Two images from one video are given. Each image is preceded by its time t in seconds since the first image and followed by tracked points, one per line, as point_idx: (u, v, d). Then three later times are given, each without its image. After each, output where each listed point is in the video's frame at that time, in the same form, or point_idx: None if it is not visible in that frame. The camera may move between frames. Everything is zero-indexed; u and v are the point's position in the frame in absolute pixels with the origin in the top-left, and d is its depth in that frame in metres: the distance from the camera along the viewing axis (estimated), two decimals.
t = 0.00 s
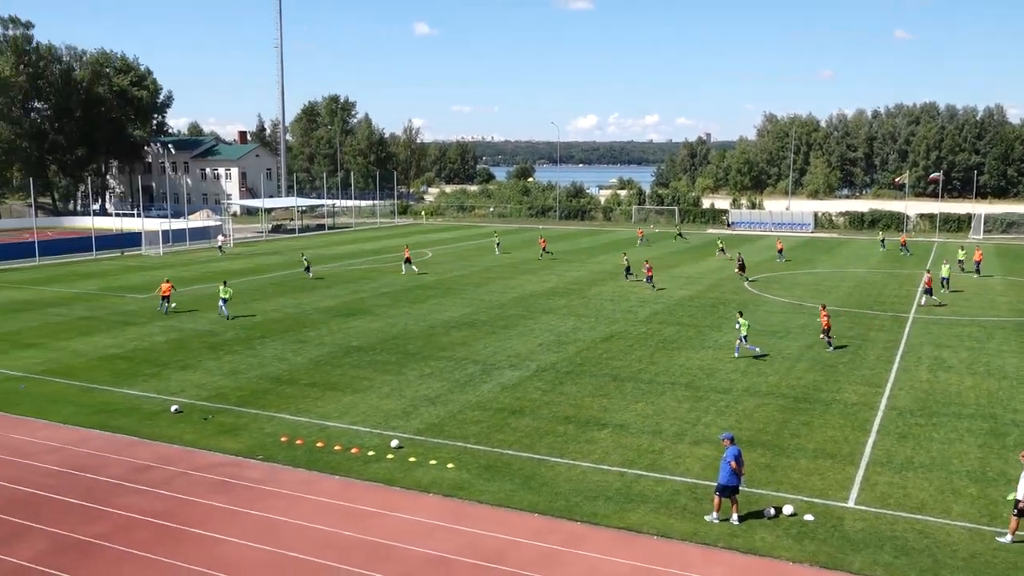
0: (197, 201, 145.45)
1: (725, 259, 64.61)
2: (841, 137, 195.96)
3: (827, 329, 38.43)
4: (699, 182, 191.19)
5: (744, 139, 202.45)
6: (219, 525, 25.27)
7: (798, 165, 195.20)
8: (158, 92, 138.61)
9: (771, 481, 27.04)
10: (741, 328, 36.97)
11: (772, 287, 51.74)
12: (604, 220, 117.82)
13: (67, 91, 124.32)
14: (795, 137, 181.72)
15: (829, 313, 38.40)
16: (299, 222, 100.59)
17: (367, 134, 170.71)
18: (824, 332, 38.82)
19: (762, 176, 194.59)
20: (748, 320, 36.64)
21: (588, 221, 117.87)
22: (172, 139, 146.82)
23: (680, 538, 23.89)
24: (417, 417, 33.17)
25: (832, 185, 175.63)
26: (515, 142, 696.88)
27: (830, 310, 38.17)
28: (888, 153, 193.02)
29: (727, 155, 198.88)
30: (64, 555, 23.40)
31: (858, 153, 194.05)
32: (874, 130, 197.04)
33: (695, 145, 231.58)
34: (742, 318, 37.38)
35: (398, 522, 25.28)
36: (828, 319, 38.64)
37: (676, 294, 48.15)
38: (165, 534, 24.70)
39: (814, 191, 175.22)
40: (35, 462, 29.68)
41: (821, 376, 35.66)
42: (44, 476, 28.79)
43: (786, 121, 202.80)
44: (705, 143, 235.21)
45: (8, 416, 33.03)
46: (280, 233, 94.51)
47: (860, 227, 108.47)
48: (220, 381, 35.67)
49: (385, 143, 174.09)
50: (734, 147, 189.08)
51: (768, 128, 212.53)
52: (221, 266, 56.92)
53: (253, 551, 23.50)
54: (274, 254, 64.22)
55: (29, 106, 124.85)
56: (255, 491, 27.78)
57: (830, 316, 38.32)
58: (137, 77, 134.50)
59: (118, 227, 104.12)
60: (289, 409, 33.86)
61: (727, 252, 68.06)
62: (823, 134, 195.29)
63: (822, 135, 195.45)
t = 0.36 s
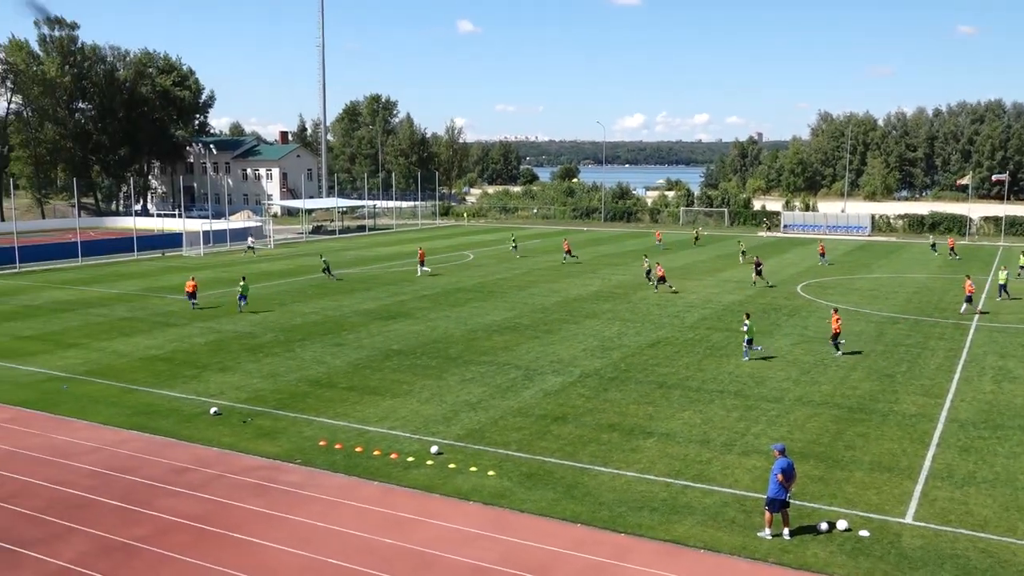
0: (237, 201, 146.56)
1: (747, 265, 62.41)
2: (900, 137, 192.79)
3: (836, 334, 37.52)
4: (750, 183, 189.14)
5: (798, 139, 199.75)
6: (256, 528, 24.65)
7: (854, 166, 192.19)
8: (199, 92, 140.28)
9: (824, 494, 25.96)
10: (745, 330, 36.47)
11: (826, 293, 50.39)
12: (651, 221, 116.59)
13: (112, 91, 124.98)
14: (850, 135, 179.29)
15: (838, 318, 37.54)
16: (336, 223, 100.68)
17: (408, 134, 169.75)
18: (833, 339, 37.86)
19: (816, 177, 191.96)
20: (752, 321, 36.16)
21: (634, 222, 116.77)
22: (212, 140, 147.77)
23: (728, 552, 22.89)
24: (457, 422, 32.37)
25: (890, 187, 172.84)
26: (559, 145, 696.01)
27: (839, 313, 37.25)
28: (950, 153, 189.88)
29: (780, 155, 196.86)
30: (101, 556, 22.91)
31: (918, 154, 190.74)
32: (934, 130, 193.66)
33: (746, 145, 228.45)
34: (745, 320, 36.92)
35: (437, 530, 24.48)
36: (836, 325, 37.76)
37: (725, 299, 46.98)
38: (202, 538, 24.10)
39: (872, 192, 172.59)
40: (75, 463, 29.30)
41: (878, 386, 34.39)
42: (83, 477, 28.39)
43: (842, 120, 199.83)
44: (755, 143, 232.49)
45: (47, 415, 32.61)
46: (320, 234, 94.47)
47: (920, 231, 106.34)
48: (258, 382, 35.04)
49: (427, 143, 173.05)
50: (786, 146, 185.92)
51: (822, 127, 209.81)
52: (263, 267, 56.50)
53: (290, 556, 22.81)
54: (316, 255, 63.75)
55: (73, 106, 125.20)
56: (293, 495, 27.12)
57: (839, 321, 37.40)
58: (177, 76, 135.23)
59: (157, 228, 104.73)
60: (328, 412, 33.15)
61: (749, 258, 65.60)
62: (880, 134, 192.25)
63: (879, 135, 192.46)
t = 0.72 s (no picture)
0: (269, 198, 145.47)
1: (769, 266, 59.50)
2: (970, 131, 186.82)
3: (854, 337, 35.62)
4: (811, 181, 186.66)
5: (861, 134, 194.69)
6: (284, 539, 23.25)
7: (919, 162, 186.85)
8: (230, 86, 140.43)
9: (885, 513, 24.08)
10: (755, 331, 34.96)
11: (887, 298, 48.15)
12: (701, 221, 113.94)
13: (141, 86, 124.80)
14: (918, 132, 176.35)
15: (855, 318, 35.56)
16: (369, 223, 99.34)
17: (445, 129, 169.73)
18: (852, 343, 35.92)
19: (877, 174, 186.98)
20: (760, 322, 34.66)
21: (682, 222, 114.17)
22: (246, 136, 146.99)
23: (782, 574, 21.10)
24: (495, 432, 30.80)
25: (959, 185, 167.36)
26: (609, 145, 692.26)
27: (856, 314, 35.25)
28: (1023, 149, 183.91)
29: (842, 150, 193.64)
30: (122, 565, 21.65)
31: (990, 149, 184.70)
32: (1007, 123, 187.20)
33: (804, 141, 222.77)
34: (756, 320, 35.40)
35: (474, 545, 22.92)
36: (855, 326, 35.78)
37: (777, 303, 45.05)
38: (226, 548, 22.75)
39: (939, 190, 167.49)
40: (100, 469, 28.10)
41: (944, 398, 32.34)
42: (108, 482, 27.17)
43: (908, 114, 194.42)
44: (814, 137, 226.99)
45: (71, 419, 31.43)
46: (354, 233, 93.59)
47: (990, 232, 102.41)
48: (290, 387, 33.66)
49: (464, 139, 173.18)
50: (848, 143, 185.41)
51: (884, 121, 204.62)
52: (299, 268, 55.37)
53: (317, 569, 21.37)
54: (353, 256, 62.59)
55: (102, 101, 125.32)
56: (325, 505, 25.70)
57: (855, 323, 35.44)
58: (208, 70, 135.30)
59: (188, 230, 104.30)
60: (361, 419, 31.70)
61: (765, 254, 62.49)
62: (948, 129, 186.64)
63: (947, 130, 186.86)
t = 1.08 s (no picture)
0: (299, 197, 143.89)
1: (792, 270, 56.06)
2: None
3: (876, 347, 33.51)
4: (875, 181, 182.02)
5: (933, 129, 188.02)
6: (311, 558, 21.46)
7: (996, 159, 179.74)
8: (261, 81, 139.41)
9: (959, 540, 21.71)
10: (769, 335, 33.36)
11: (960, 307, 45.36)
12: (757, 222, 110.62)
13: (166, 79, 124.65)
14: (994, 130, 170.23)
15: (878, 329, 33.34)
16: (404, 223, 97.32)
17: (484, 125, 165.80)
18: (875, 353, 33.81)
19: (950, 172, 180.34)
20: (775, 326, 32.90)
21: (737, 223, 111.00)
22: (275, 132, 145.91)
23: None
24: (536, 446, 28.79)
25: None
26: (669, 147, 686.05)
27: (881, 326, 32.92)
28: None
29: (911, 146, 187.94)
30: None
31: None
32: None
33: (871, 136, 216.05)
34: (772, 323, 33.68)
35: (513, 567, 20.96)
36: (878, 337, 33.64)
37: (835, 312, 42.57)
38: (249, 567, 21.00)
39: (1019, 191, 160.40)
40: (123, 481, 26.50)
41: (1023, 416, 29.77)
42: (133, 495, 25.54)
43: (982, 108, 187.49)
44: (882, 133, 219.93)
45: (96, 428, 29.91)
46: (388, 236, 91.19)
47: None
48: (320, 397, 31.94)
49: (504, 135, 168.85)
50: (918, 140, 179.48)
51: (958, 115, 197.62)
52: (335, 271, 53.85)
53: None
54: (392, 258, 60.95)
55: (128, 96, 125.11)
56: (357, 522, 23.88)
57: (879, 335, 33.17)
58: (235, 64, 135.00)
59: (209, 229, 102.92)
60: (394, 432, 29.83)
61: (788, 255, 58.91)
62: None
63: None
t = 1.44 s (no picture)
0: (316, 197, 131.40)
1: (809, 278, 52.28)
2: None
3: (900, 359, 30.94)
4: (945, 181, 167.04)
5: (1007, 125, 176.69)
6: None
7: None
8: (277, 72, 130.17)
9: None
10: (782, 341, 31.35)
11: None
12: (814, 225, 103.86)
13: (176, 71, 115.84)
14: None
15: (903, 337, 30.74)
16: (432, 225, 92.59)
17: (516, 119, 156.92)
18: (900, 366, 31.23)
19: None
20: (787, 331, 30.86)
21: (793, 226, 104.18)
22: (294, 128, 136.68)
23: None
24: (571, 470, 26.20)
25: None
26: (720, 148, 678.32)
27: (907, 334, 30.26)
28: None
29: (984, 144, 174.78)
30: None
31: None
32: None
33: (938, 131, 203.61)
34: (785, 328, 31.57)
35: None
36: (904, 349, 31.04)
37: (895, 324, 39.60)
38: None
39: None
40: (126, 504, 24.14)
41: None
42: (136, 519, 23.19)
43: None
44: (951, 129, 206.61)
45: (99, 447, 27.61)
46: (412, 238, 84.66)
47: None
48: (336, 413, 29.50)
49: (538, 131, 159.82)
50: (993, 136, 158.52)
51: None
52: (361, 277, 51.45)
53: None
54: (421, 263, 58.40)
55: (134, 89, 117.36)
56: (375, 551, 21.37)
57: (903, 346, 30.53)
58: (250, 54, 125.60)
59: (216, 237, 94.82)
60: (416, 451, 27.35)
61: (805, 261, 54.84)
62: None
63: None
